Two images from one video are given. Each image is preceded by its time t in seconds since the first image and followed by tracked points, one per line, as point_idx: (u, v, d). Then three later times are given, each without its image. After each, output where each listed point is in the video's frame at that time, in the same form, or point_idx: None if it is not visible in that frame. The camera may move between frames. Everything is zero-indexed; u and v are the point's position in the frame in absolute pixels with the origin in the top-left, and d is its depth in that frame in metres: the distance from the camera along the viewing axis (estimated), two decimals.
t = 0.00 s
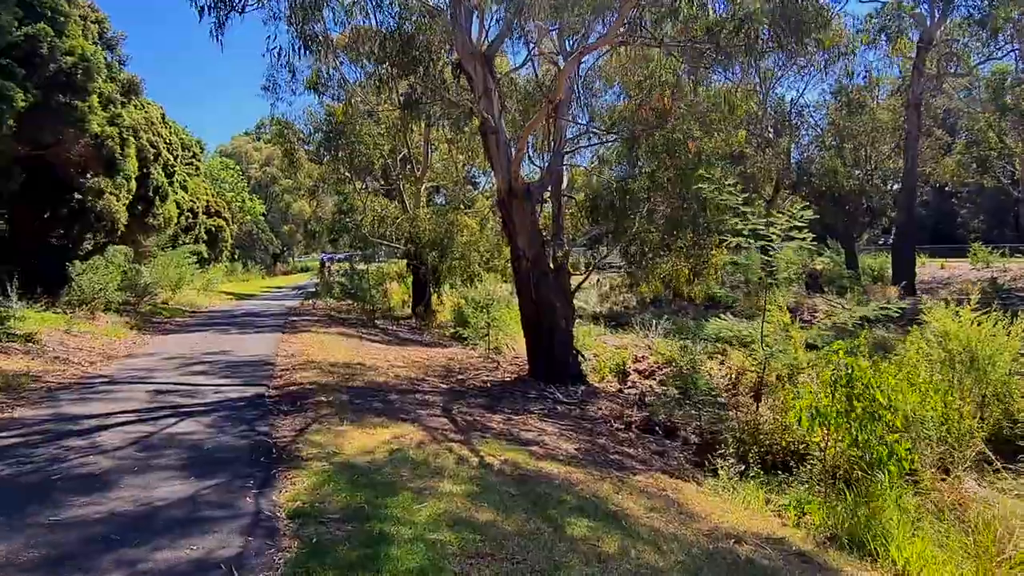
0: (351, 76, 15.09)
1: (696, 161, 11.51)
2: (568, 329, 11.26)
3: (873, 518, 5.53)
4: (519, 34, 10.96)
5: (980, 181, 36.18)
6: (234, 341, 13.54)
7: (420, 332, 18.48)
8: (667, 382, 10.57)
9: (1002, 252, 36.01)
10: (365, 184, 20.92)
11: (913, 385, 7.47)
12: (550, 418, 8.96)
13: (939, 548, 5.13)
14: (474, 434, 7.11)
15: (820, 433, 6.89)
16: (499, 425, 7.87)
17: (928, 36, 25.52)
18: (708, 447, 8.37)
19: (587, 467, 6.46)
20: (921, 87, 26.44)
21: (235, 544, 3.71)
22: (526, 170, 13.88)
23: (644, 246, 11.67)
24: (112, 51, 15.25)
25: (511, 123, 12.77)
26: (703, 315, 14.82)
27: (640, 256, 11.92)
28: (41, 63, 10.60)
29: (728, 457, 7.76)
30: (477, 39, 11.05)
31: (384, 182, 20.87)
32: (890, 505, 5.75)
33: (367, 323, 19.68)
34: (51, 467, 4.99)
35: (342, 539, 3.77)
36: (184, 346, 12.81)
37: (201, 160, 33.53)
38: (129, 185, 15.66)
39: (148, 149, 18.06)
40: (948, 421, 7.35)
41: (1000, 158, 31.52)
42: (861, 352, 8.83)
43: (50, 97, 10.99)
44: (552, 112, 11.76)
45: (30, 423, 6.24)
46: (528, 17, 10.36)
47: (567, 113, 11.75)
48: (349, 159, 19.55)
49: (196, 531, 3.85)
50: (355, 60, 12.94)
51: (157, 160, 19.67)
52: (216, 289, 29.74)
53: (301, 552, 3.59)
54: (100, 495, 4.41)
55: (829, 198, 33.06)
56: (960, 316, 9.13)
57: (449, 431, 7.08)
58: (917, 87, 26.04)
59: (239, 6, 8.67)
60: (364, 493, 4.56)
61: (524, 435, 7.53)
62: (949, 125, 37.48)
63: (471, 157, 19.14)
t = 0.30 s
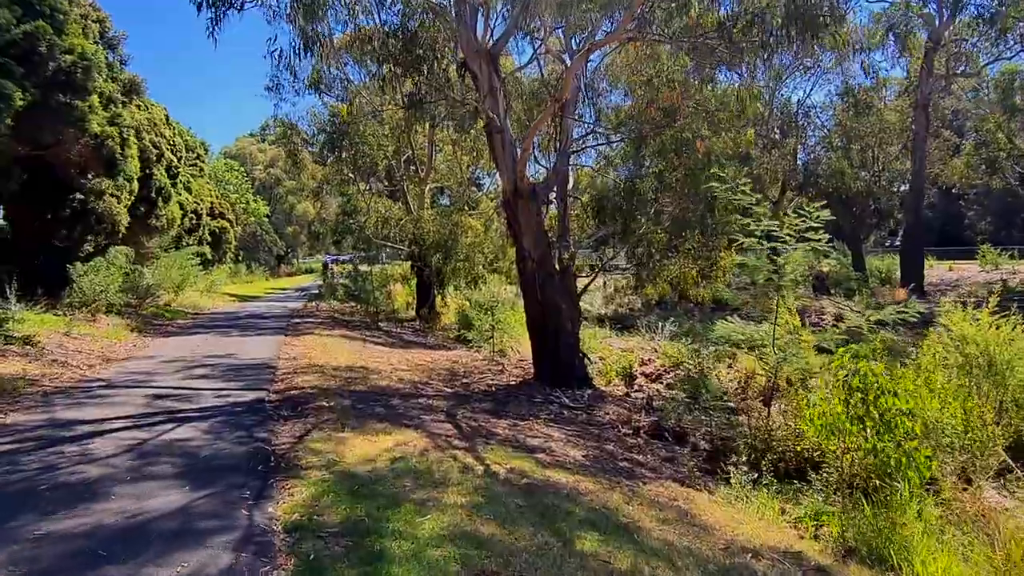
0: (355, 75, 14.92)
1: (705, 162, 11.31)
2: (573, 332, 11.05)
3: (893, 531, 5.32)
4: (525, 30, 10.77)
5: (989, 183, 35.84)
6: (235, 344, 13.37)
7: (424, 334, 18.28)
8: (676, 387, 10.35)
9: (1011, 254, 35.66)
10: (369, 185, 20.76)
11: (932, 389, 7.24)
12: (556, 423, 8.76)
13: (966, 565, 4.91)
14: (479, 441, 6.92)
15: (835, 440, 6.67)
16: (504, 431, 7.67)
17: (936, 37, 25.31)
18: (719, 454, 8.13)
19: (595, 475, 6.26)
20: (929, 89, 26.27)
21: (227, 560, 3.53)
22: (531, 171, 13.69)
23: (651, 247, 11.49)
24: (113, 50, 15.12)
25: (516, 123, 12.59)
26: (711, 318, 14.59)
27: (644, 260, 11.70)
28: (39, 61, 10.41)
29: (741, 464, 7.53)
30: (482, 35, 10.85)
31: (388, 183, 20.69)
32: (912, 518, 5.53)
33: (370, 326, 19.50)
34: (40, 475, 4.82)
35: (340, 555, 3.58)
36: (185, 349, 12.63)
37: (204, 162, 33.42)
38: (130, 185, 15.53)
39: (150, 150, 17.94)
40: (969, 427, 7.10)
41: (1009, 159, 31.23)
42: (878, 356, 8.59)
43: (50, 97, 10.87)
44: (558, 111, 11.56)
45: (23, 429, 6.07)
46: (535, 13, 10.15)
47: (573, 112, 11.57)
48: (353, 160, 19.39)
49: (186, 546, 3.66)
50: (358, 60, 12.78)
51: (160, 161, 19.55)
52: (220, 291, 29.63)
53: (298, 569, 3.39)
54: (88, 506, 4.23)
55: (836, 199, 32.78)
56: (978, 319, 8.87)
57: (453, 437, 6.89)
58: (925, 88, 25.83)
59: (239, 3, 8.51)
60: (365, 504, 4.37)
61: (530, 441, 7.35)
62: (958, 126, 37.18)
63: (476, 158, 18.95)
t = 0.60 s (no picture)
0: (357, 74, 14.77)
1: (713, 160, 11.10)
2: (577, 335, 10.85)
3: (911, 541, 5.11)
4: (529, 27, 10.57)
5: (996, 184, 35.55)
6: (235, 346, 13.19)
7: (426, 336, 18.10)
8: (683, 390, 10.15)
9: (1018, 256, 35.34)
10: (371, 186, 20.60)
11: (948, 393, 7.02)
12: (561, 427, 8.56)
13: None
14: (482, 446, 6.72)
15: (848, 446, 6.46)
16: (507, 435, 7.48)
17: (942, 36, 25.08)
18: (728, 458, 7.78)
19: (601, 482, 6.06)
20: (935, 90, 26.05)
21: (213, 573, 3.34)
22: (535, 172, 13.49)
23: (657, 249, 11.24)
24: (112, 48, 14.98)
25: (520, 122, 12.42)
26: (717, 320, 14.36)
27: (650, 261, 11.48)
28: (35, 58, 10.26)
29: (751, 469, 7.33)
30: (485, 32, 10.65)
31: (391, 184, 20.51)
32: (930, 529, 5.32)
33: (372, 327, 19.32)
34: (25, 481, 4.64)
35: (332, 570, 3.39)
36: (183, 350, 12.45)
37: (207, 163, 33.30)
38: (131, 185, 15.39)
39: (150, 150, 17.81)
40: (986, 432, 6.89)
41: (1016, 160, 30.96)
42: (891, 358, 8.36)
43: (51, 97, 10.68)
44: (562, 109, 11.36)
45: (12, 432, 5.90)
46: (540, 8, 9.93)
47: (577, 110, 11.36)
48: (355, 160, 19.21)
49: (171, 559, 3.48)
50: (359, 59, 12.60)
51: (161, 161, 19.39)
52: (222, 293, 29.50)
53: None
54: (72, 514, 4.05)
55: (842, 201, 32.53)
56: (995, 321, 8.63)
57: (455, 442, 6.70)
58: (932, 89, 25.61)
59: None
60: (361, 515, 4.17)
61: (534, 446, 7.15)
62: (963, 128, 36.92)
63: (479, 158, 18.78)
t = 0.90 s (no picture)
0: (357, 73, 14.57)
1: (718, 159, 10.87)
2: (579, 337, 10.67)
3: (928, 554, 4.89)
4: (531, 23, 10.37)
5: (1001, 185, 35.27)
6: (232, 348, 13.00)
7: (426, 338, 17.91)
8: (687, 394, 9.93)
9: None
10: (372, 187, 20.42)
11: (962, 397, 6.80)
12: (563, 432, 8.36)
13: None
14: (481, 452, 6.52)
15: (861, 453, 6.24)
16: (508, 441, 7.27)
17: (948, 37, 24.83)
18: (734, 464, 7.54)
19: (604, 490, 5.86)
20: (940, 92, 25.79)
21: None
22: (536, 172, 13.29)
23: (661, 249, 11.07)
24: (109, 46, 14.84)
25: (522, 121, 12.24)
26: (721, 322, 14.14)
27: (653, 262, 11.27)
28: (28, 55, 10.13)
29: (758, 476, 7.11)
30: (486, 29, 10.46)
31: (391, 184, 20.31)
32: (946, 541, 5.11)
33: (372, 329, 19.13)
34: (5, 489, 4.45)
35: None
36: (179, 352, 12.26)
37: (209, 164, 33.18)
38: (129, 186, 15.27)
39: (149, 150, 17.66)
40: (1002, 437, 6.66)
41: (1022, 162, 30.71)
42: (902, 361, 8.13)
43: (45, 93, 10.55)
44: (564, 107, 11.17)
45: None
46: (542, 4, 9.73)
47: (580, 109, 11.17)
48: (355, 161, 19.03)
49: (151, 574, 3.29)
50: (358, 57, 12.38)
51: (160, 161, 19.21)
52: (222, 294, 29.32)
53: None
54: (50, 526, 3.86)
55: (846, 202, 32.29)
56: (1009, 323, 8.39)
57: (453, 448, 6.50)
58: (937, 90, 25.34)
59: None
60: (353, 526, 3.98)
61: (535, 452, 6.95)
62: (968, 129, 36.66)
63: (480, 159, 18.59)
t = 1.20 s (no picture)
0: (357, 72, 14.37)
1: (723, 157, 10.67)
2: (581, 340, 10.49)
3: (948, 567, 4.69)
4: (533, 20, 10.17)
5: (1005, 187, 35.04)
6: (230, 350, 12.82)
7: (427, 340, 17.71)
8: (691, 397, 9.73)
9: None
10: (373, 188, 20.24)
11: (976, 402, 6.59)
12: (566, 437, 8.17)
13: None
14: (481, 458, 6.33)
15: (875, 461, 6.03)
16: (509, 446, 7.09)
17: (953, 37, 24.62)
18: (742, 471, 7.35)
19: (608, 498, 5.67)
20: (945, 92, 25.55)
21: None
22: (539, 171, 13.11)
23: (664, 250, 10.75)
24: (107, 44, 14.70)
25: (523, 120, 12.05)
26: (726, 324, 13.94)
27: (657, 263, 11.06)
28: (22, 52, 10.06)
29: (766, 483, 6.91)
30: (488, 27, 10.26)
31: (392, 185, 20.10)
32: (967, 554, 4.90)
33: (372, 331, 18.94)
34: None
35: None
36: (177, 355, 12.08)
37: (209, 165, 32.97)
38: (127, 185, 15.12)
39: (147, 150, 17.48)
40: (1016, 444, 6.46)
41: None
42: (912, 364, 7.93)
43: (40, 91, 10.37)
44: (566, 105, 10.97)
45: None
46: None
47: (583, 106, 10.97)
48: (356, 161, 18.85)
49: None
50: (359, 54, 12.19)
51: (159, 162, 19.01)
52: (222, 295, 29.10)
53: None
54: (31, 538, 3.69)
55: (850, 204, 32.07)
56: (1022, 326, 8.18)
57: (453, 454, 6.32)
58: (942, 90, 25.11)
59: None
60: (348, 539, 3.80)
61: (538, 457, 6.77)
62: (972, 130, 36.42)
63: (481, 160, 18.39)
